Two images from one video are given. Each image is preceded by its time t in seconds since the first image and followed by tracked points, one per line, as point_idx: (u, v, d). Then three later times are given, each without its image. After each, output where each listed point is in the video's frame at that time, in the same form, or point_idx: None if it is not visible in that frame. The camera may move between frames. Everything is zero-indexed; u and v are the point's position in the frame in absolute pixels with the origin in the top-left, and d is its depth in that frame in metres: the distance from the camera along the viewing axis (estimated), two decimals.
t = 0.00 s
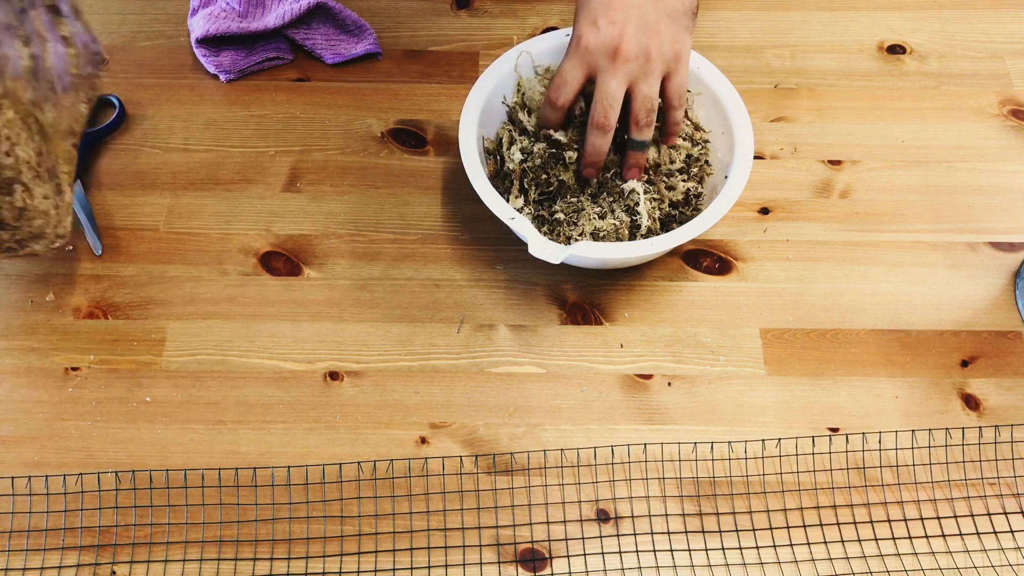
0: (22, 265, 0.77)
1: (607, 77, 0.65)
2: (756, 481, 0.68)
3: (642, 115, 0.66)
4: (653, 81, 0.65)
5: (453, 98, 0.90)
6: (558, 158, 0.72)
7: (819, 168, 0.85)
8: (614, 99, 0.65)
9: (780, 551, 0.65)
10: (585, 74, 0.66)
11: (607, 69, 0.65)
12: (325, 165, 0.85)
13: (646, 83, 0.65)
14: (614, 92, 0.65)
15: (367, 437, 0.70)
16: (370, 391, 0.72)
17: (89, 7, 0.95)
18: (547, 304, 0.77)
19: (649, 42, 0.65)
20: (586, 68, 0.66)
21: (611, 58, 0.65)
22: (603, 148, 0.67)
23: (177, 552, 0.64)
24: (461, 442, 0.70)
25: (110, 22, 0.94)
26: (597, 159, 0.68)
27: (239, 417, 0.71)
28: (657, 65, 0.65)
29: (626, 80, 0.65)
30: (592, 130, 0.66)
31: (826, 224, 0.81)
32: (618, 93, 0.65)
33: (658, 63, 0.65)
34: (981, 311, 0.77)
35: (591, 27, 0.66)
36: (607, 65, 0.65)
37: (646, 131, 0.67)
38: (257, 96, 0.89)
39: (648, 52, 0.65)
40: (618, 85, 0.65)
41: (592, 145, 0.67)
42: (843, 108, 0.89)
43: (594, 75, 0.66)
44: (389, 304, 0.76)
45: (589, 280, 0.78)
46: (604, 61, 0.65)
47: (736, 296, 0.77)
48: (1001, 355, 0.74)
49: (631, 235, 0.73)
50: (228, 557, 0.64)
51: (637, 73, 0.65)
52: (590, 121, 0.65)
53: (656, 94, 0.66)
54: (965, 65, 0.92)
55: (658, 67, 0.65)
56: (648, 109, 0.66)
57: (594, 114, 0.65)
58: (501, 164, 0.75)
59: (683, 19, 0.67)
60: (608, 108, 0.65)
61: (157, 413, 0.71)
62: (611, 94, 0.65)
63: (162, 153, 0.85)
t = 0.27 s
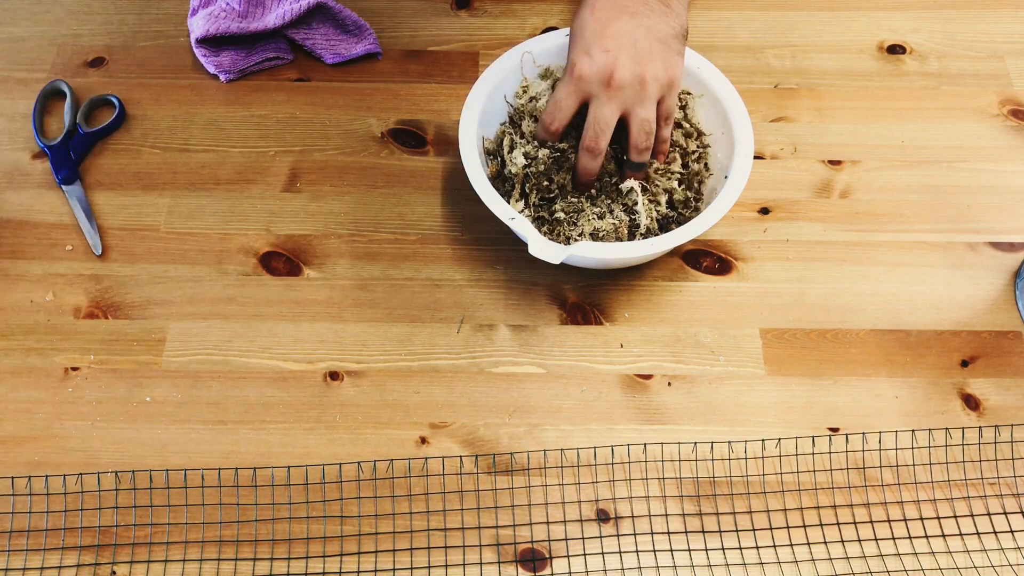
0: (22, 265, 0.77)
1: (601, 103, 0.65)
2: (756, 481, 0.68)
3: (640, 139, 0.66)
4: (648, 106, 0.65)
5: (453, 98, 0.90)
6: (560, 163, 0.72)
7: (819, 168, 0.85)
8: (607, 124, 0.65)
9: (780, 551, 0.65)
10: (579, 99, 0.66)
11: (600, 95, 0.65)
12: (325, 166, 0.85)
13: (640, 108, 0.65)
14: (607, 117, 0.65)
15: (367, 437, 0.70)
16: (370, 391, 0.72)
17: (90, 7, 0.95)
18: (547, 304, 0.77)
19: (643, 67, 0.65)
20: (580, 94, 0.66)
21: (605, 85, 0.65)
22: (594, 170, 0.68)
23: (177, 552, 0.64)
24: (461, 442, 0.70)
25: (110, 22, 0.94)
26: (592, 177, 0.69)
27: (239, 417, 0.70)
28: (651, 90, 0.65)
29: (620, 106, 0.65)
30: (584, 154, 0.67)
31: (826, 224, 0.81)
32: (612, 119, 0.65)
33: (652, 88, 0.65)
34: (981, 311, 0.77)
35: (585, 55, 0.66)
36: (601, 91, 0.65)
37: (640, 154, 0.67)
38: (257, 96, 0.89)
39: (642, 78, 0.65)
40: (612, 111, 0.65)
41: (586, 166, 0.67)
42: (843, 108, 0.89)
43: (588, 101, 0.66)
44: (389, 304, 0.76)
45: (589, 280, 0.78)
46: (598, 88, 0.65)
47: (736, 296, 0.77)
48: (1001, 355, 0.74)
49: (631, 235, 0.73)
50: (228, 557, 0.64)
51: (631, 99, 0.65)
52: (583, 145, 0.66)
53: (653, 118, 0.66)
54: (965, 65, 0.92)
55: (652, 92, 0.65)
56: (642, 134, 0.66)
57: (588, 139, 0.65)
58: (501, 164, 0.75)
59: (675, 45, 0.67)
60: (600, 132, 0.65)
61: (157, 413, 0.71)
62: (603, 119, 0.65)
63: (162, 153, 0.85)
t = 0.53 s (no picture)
0: (22, 266, 0.77)
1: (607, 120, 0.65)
2: (756, 481, 0.68)
3: (644, 156, 0.67)
4: (653, 125, 0.66)
5: (453, 98, 0.90)
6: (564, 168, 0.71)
7: (819, 168, 0.85)
8: (612, 141, 0.66)
9: (780, 551, 0.65)
10: (585, 114, 0.66)
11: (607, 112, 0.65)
12: (325, 166, 0.85)
13: (645, 126, 0.66)
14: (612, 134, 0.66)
15: (367, 437, 0.70)
16: (370, 391, 0.72)
17: (90, 7, 0.95)
18: (547, 304, 0.77)
19: (650, 86, 0.65)
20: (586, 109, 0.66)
21: (612, 103, 0.65)
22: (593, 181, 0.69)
23: (177, 552, 0.64)
24: (461, 442, 0.70)
25: (110, 22, 0.94)
26: (591, 186, 0.70)
27: (239, 417, 0.70)
28: (656, 110, 0.66)
29: (625, 124, 0.66)
30: (587, 168, 0.67)
31: (826, 224, 0.81)
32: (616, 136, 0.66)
33: (658, 107, 0.66)
34: (981, 311, 0.77)
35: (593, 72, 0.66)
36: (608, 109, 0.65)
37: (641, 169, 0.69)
38: (256, 96, 0.89)
39: (649, 97, 0.65)
40: (617, 129, 0.66)
41: (586, 177, 0.69)
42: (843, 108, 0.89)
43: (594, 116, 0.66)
44: (389, 304, 0.76)
45: (589, 280, 0.78)
46: (605, 105, 0.65)
47: (736, 296, 0.77)
48: (1001, 355, 0.74)
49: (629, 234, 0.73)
50: (228, 557, 0.64)
51: (637, 117, 0.66)
52: (585, 159, 0.67)
53: (657, 136, 0.67)
54: (965, 65, 0.92)
55: (657, 112, 0.66)
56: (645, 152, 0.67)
57: (591, 154, 0.66)
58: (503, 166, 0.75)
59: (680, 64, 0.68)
60: (605, 148, 0.66)
61: (157, 413, 0.71)
62: (609, 136, 0.65)
63: (162, 153, 0.85)
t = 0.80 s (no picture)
0: (22, 266, 0.78)
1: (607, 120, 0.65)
2: (756, 481, 0.68)
3: (644, 157, 0.67)
4: (653, 125, 0.66)
5: (453, 99, 0.90)
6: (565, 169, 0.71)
7: (819, 168, 0.85)
8: (612, 141, 0.66)
9: (780, 551, 0.65)
10: (586, 115, 0.66)
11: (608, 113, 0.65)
12: (325, 165, 0.85)
13: (645, 127, 0.66)
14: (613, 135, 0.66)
15: (367, 437, 0.70)
16: (370, 391, 0.72)
17: (90, 7, 0.95)
18: (547, 304, 0.77)
19: (650, 86, 0.65)
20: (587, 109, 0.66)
21: (612, 103, 0.65)
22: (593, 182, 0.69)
23: (177, 552, 0.64)
24: (461, 442, 0.70)
25: (110, 22, 0.94)
26: (591, 186, 0.70)
27: (239, 417, 0.70)
28: (657, 110, 0.66)
29: (625, 125, 0.66)
30: (587, 168, 0.67)
31: (826, 224, 0.81)
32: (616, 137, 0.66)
33: (658, 108, 0.66)
34: (981, 311, 0.77)
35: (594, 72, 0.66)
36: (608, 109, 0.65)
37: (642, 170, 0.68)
38: (256, 96, 0.89)
39: (649, 98, 0.65)
40: (618, 129, 0.66)
41: (586, 177, 0.68)
42: (843, 108, 0.89)
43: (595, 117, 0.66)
44: (389, 304, 0.76)
45: (589, 280, 0.78)
46: (605, 105, 0.65)
47: (736, 296, 0.77)
48: (1001, 355, 0.74)
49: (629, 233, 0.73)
50: (228, 557, 0.64)
51: (637, 118, 0.66)
52: (584, 160, 0.67)
53: (658, 137, 0.67)
54: (965, 65, 0.92)
55: (657, 112, 0.66)
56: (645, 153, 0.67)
57: (591, 155, 0.66)
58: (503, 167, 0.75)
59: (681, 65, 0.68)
60: (605, 148, 0.66)
61: (157, 413, 0.71)
62: (609, 136, 0.65)
63: (162, 153, 0.85)
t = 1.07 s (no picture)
0: (21, 266, 0.77)
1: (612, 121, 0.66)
2: (756, 481, 0.68)
3: (647, 157, 0.67)
4: (658, 126, 0.66)
5: (453, 99, 0.90)
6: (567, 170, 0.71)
7: (819, 168, 0.85)
8: (616, 142, 0.66)
9: (780, 551, 0.65)
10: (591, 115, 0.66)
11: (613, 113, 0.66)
12: (325, 165, 0.85)
13: (650, 128, 0.66)
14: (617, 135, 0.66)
15: (367, 437, 0.70)
16: (370, 391, 0.72)
17: (90, 7, 0.95)
18: (547, 304, 0.77)
19: (656, 89, 0.66)
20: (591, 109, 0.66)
21: (617, 104, 0.65)
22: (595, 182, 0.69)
23: (177, 552, 0.64)
24: (461, 442, 0.70)
25: (110, 22, 0.94)
26: (592, 188, 0.71)
27: (239, 417, 0.70)
28: (662, 112, 0.66)
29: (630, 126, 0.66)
30: (589, 168, 0.67)
31: (826, 224, 0.81)
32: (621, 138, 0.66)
33: (663, 110, 0.66)
34: (981, 311, 0.77)
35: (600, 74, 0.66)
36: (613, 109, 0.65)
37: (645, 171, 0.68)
38: (256, 96, 0.89)
39: (653, 99, 0.66)
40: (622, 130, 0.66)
41: (588, 178, 0.68)
42: (843, 108, 0.89)
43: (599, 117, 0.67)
44: (388, 304, 0.76)
45: (589, 280, 0.78)
46: (610, 106, 0.65)
47: (736, 296, 0.77)
48: (1001, 355, 0.74)
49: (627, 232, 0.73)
50: (228, 558, 0.64)
51: (642, 118, 0.66)
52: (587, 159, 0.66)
53: (662, 139, 0.67)
54: (965, 65, 0.92)
55: (662, 114, 0.66)
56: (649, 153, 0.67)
57: (594, 154, 0.66)
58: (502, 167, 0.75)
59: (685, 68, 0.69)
60: (608, 148, 0.66)
61: (157, 413, 0.71)
62: (614, 136, 0.66)
63: (162, 153, 0.85)
